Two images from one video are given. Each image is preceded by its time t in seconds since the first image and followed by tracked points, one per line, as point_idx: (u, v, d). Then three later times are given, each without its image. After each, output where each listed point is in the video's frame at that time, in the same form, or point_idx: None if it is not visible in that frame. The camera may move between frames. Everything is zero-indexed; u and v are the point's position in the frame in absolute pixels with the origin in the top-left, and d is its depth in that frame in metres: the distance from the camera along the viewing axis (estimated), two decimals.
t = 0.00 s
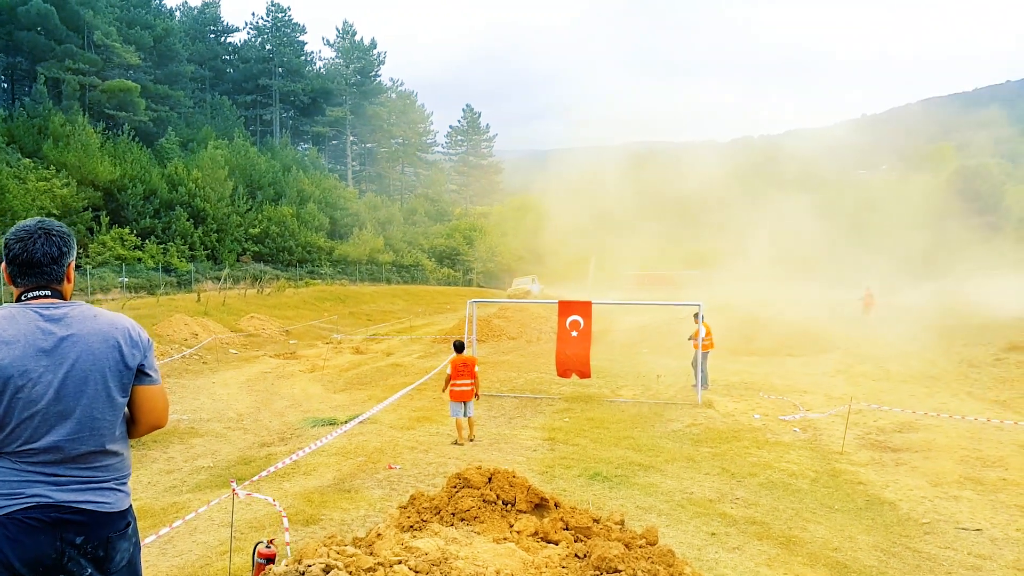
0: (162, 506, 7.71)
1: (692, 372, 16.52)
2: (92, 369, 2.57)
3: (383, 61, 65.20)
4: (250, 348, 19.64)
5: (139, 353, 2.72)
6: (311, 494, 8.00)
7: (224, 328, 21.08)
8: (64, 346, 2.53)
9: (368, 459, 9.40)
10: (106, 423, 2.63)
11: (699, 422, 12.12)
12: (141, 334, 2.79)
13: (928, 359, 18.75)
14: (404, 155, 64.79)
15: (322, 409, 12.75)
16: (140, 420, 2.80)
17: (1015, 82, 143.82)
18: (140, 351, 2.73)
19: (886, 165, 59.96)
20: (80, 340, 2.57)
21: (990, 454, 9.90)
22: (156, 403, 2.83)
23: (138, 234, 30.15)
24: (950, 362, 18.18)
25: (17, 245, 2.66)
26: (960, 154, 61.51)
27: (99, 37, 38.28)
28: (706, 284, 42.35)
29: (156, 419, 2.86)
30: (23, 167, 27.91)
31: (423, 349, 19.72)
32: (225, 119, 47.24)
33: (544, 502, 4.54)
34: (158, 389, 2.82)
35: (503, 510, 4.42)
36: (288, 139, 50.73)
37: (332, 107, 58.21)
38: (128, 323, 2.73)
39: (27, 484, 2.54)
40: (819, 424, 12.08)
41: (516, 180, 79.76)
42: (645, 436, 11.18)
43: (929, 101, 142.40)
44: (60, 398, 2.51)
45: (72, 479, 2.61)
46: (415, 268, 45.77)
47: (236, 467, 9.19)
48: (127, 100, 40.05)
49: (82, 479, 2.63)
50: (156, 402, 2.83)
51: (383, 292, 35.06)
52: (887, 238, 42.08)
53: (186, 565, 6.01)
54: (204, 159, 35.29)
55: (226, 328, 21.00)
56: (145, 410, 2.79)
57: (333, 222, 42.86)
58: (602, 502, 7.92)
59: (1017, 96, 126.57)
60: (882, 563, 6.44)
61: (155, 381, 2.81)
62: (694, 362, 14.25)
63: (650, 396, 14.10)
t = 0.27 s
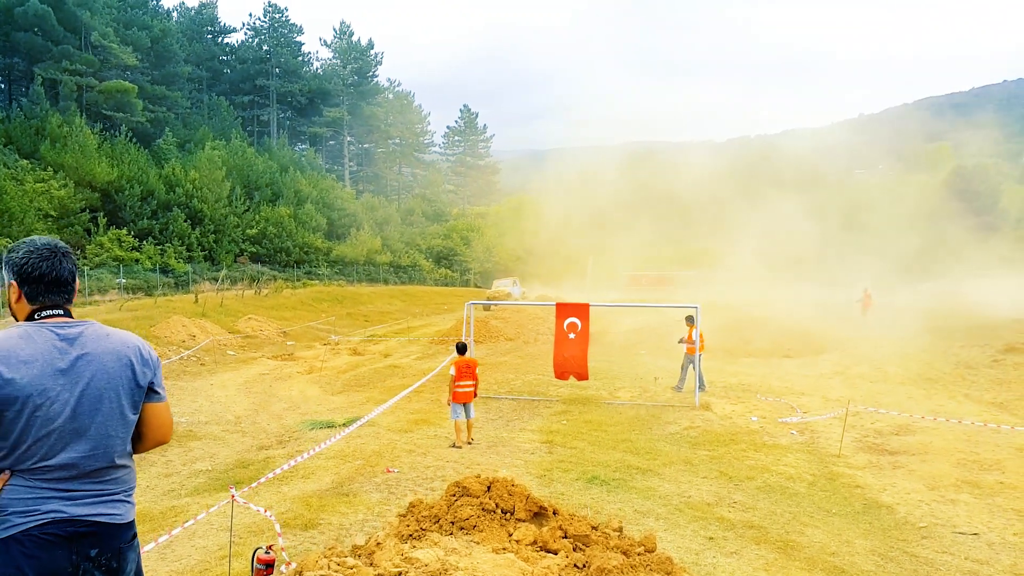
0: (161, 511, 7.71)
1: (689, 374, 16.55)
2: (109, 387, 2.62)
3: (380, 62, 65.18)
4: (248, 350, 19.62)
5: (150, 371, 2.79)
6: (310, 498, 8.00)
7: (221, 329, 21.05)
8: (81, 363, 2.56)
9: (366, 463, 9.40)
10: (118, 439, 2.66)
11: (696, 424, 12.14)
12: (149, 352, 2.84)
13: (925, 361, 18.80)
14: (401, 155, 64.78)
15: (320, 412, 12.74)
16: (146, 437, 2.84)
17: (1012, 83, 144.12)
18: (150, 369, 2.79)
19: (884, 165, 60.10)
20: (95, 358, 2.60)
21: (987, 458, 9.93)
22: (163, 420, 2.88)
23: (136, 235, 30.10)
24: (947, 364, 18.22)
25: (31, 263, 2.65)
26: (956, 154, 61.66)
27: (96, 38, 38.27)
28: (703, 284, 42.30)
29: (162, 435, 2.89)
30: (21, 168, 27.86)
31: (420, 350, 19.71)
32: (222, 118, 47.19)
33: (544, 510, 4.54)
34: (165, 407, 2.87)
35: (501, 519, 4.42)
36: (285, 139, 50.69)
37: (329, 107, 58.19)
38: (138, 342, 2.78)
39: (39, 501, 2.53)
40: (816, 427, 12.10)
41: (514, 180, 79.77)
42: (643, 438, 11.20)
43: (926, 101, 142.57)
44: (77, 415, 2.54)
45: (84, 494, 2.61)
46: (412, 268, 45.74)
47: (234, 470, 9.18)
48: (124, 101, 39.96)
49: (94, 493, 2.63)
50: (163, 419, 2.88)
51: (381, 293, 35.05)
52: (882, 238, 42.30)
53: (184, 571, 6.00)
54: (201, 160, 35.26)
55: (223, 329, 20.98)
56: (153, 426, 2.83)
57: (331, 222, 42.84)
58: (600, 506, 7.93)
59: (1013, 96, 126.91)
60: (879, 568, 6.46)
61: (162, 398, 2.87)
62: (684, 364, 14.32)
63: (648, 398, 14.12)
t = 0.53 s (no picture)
0: (164, 509, 7.72)
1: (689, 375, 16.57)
2: (156, 379, 2.67)
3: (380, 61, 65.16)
4: (248, 348, 19.61)
5: (179, 363, 2.86)
6: (313, 497, 8.01)
7: (222, 328, 21.04)
8: (132, 357, 2.59)
9: (368, 462, 9.40)
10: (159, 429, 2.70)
11: (698, 425, 12.16)
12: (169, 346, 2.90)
13: (926, 362, 18.82)
14: (401, 154, 64.69)
15: (322, 411, 12.74)
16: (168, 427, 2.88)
17: (1011, 84, 144.11)
18: (179, 361, 2.86)
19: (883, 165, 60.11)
20: (143, 352, 2.63)
21: (989, 459, 9.96)
22: (182, 409, 2.93)
23: (136, 234, 30.08)
24: (947, 365, 18.24)
25: (69, 265, 2.57)
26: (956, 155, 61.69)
27: (96, 37, 38.27)
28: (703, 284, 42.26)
29: (179, 424, 2.94)
30: (21, 166, 27.82)
31: (421, 349, 19.71)
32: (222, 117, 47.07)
33: (550, 511, 4.55)
34: (186, 396, 2.95)
35: (509, 519, 4.42)
36: (285, 138, 50.66)
37: (329, 106, 58.18)
38: (167, 337, 2.84)
39: (91, 492, 2.48)
40: (817, 427, 12.12)
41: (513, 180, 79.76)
42: (645, 439, 11.22)
43: (926, 101, 142.55)
44: (130, 408, 2.55)
45: (127, 484, 2.59)
46: (412, 268, 45.71)
47: (237, 469, 9.18)
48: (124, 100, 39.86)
49: (135, 483, 2.62)
50: (183, 409, 2.94)
51: (381, 292, 35.05)
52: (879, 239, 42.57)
53: (189, 570, 6.01)
54: (201, 159, 35.21)
55: (224, 328, 20.96)
56: (176, 416, 2.90)
57: (330, 221, 42.82)
58: (602, 506, 7.95)
59: (1012, 97, 126.97)
60: (882, 569, 6.48)
61: (184, 389, 2.94)
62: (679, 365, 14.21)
63: (648, 398, 14.14)
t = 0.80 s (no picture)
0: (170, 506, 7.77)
1: (692, 373, 16.57)
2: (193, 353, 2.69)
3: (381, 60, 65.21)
4: (251, 346, 19.61)
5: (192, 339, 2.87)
6: (317, 493, 8.02)
7: (224, 326, 21.05)
8: (181, 333, 2.59)
9: (371, 459, 9.39)
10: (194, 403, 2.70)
11: (701, 422, 12.16)
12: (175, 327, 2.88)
13: (928, 360, 18.80)
14: (402, 153, 64.64)
15: (324, 408, 12.73)
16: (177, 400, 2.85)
17: (1014, 82, 143.81)
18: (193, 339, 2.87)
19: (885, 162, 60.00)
20: (183, 329, 2.64)
21: (994, 456, 9.94)
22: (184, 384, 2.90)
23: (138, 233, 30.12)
24: (951, 363, 18.21)
25: (117, 251, 2.49)
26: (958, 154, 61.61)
27: (98, 35, 38.38)
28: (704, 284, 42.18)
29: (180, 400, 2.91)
30: (24, 165, 27.84)
31: (422, 348, 19.70)
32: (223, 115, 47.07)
33: (558, 504, 4.56)
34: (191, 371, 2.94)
35: (518, 512, 4.43)
36: (286, 137, 50.68)
37: (330, 105, 58.21)
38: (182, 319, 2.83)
39: (155, 467, 2.44)
40: (821, 425, 12.12)
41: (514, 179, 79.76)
42: (648, 436, 11.22)
43: (927, 100, 142.30)
44: (183, 385, 2.56)
45: (177, 457, 2.57)
46: (413, 266, 45.68)
47: (241, 466, 9.19)
48: (126, 99, 39.79)
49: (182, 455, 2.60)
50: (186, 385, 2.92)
51: (383, 291, 35.05)
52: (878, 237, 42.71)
53: (195, 564, 6.03)
54: (203, 157, 35.23)
55: (226, 327, 20.97)
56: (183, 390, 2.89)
57: (332, 220, 42.84)
58: (607, 502, 7.95)
59: (1013, 95, 126.78)
60: (888, 565, 6.48)
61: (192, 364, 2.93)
62: (677, 362, 14.16)
63: (651, 395, 14.13)
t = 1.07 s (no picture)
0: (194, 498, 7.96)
1: (705, 373, 16.63)
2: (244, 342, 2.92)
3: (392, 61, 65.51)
4: (266, 344, 19.82)
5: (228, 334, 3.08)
6: (336, 487, 8.16)
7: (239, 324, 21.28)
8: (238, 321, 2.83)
9: (388, 454, 9.53)
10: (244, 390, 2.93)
11: (716, 422, 12.22)
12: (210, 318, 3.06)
13: (946, 361, 18.76)
14: (412, 153, 64.89)
15: (341, 404, 12.89)
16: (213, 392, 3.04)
17: None
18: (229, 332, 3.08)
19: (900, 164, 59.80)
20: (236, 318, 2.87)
21: (1016, 458, 9.97)
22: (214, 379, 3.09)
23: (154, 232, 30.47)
24: (969, 365, 18.16)
25: (184, 237, 2.68)
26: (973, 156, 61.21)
27: (114, 37, 38.84)
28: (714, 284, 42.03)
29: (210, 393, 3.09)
30: (43, 165, 28.24)
31: (434, 346, 19.84)
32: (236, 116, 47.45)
33: (580, 495, 4.68)
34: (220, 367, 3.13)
35: (541, 502, 4.56)
36: (299, 138, 51.03)
37: (342, 105, 58.52)
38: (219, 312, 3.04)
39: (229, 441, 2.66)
40: (838, 425, 12.15)
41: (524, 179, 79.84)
42: (663, 434, 11.31)
43: (940, 100, 141.32)
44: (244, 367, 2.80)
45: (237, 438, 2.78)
46: (424, 266, 45.89)
47: (262, 459, 9.36)
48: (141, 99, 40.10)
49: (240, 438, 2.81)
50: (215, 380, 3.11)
51: (396, 290, 35.25)
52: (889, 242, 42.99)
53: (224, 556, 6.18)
54: (218, 158, 35.54)
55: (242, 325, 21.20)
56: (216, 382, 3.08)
57: (343, 220, 43.12)
58: (624, 499, 8.05)
59: None
60: (911, 564, 6.55)
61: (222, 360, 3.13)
62: (688, 362, 14.21)
63: (665, 395, 14.20)
